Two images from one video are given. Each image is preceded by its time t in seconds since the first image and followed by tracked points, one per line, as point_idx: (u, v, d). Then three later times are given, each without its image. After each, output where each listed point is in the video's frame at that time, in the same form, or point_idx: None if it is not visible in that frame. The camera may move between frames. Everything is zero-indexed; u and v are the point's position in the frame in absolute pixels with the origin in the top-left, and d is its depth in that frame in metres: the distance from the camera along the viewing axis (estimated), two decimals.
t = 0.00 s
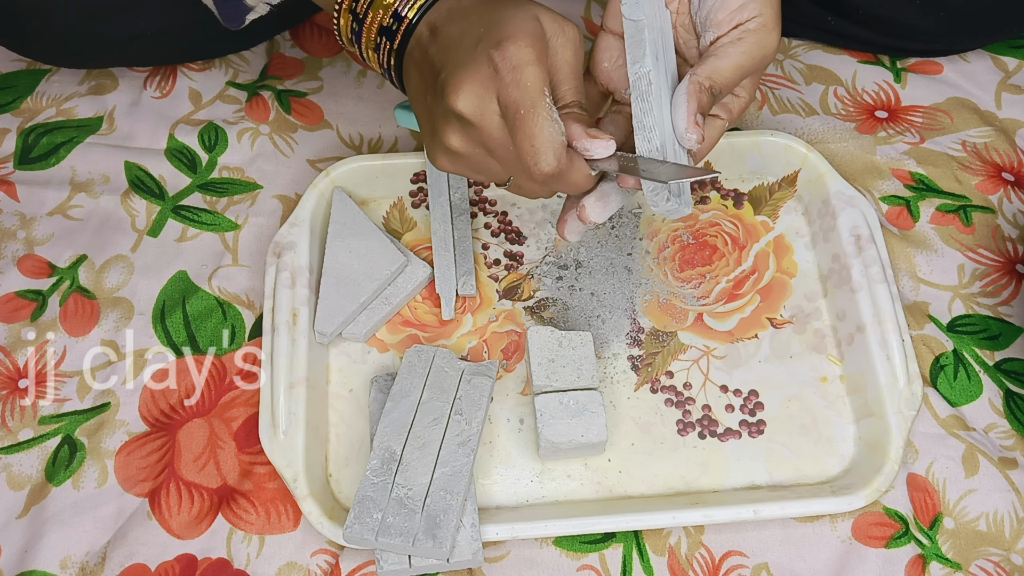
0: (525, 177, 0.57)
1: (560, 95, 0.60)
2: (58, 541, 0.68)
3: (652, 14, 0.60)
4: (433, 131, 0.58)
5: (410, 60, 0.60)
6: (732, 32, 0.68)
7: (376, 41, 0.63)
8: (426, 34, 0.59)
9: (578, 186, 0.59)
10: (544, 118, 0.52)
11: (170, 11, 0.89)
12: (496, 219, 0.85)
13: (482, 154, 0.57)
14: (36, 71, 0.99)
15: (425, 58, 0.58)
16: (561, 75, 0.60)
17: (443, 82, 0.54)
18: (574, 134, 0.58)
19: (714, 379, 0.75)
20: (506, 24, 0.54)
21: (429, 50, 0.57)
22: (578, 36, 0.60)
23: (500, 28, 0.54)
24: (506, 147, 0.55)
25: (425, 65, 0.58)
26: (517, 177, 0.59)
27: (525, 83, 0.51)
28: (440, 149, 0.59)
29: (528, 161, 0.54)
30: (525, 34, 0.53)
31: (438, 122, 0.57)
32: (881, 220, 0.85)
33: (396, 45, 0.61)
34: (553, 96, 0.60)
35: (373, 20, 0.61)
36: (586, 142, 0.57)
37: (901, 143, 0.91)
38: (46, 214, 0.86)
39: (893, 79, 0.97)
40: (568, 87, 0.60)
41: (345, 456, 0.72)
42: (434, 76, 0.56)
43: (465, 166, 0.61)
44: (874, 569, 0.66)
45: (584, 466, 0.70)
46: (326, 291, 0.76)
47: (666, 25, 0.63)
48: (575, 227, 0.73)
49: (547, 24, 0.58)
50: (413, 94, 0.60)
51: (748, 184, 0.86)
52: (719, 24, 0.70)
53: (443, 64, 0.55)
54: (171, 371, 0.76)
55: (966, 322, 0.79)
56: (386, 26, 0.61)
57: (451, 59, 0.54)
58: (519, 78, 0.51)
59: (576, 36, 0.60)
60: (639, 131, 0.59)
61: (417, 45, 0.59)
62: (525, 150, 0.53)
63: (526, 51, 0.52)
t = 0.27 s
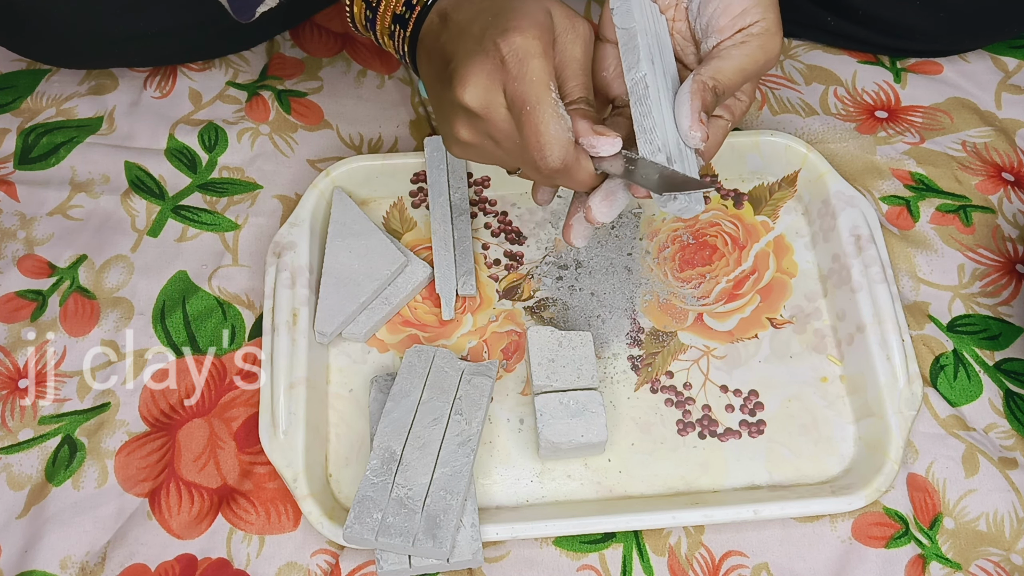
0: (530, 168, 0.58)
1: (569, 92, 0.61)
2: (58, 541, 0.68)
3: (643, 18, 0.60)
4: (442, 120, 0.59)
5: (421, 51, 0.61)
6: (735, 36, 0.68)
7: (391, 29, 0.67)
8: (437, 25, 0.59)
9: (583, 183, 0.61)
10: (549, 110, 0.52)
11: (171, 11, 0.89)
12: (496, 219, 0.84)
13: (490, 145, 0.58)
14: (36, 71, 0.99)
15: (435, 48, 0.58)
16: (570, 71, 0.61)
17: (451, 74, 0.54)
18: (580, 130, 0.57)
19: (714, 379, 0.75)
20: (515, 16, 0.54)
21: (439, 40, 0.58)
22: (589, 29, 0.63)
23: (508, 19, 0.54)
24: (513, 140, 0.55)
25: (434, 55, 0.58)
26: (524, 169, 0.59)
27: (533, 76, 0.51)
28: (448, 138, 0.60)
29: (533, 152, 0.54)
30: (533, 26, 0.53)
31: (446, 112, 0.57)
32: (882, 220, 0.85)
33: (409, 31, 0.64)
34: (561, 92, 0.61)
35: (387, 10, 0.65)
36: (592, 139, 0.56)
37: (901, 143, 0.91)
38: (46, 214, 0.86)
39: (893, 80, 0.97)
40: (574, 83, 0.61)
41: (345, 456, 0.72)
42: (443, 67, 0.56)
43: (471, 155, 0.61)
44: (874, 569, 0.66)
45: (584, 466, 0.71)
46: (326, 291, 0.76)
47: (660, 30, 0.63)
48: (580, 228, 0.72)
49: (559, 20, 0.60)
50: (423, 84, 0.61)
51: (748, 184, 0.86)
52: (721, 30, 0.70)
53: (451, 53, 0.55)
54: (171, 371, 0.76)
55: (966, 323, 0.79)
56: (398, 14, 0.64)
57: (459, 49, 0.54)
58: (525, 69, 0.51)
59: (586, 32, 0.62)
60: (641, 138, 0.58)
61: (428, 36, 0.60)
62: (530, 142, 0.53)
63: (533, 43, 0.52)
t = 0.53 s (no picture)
0: (531, 169, 0.58)
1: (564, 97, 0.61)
2: (58, 541, 0.68)
3: (643, 21, 0.60)
4: (443, 126, 0.60)
5: (415, 55, 0.61)
6: (728, 34, 0.68)
7: (382, 33, 0.67)
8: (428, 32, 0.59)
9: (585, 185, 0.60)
10: (546, 113, 0.53)
11: (171, 13, 0.88)
12: (496, 219, 0.84)
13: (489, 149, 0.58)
14: (36, 71, 0.99)
15: (427, 53, 0.59)
16: (564, 78, 0.61)
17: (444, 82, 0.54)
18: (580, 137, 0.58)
19: (714, 379, 0.75)
20: (503, 19, 0.54)
21: (433, 46, 0.58)
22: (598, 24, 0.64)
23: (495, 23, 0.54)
24: (511, 143, 0.56)
25: (428, 61, 0.58)
26: (525, 170, 0.60)
27: (524, 81, 0.51)
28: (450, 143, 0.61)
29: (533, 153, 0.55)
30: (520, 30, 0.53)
31: (444, 119, 0.58)
32: (881, 220, 0.85)
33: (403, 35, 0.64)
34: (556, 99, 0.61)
35: (378, 14, 0.66)
36: (592, 144, 0.58)
37: (901, 143, 0.91)
38: (46, 214, 0.86)
39: (893, 80, 0.97)
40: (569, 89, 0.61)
41: (345, 456, 0.72)
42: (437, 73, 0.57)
43: (474, 158, 0.62)
44: (874, 570, 0.66)
45: (584, 466, 0.71)
46: (326, 291, 0.76)
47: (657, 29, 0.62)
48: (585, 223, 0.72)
49: (550, 21, 0.59)
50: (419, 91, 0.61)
51: (748, 184, 0.86)
52: (715, 30, 0.70)
53: (443, 61, 0.56)
54: (171, 371, 0.76)
55: (966, 323, 0.79)
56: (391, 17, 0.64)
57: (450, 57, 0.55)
58: (516, 74, 0.51)
59: (580, 36, 0.61)
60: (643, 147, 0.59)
61: (420, 43, 0.60)
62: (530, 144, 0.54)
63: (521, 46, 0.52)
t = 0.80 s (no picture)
0: (532, 171, 0.59)
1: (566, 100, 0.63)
2: (58, 541, 0.68)
3: (651, 25, 0.61)
4: (441, 131, 0.59)
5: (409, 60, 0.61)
6: (730, 38, 0.69)
7: (377, 37, 0.64)
8: (420, 36, 0.59)
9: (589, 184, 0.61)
10: (548, 115, 0.53)
11: (174, 14, 0.89)
12: (496, 219, 0.84)
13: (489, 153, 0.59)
14: (36, 71, 0.99)
15: (422, 58, 0.58)
16: (564, 81, 0.62)
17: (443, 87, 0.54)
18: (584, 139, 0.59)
19: (714, 379, 0.75)
20: (498, 23, 0.54)
21: (427, 52, 0.58)
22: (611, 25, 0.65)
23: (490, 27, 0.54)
24: (512, 146, 0.56)
25: (423, 67, 0.58)
26: (525, 172, 0.60)
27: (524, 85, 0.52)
28: (449, 149, 0.61)
29: (536, 154, 0.56)
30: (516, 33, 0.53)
31: (443, 125, 0.58)
32: (882, 220, 0.85)
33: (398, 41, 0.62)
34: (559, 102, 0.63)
35: (372, 17, 0.63)
36: (596, 146, 0.59)
37: (901, 143, 0.91)
38: (46, 214, 0.86)
39: (893, 80, 0.97)
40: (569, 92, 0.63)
41: (345, 456, 0.72)
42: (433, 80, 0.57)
43: (474, 162, 0.62)
44: (874, 570, 0.66)
45: (584, 466, 0.71)
46: (326, 291, 0.76)
47: (660, 34, 0.62)
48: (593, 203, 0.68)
49: (545, 24, 0.59)
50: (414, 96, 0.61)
51: (748, 184, 0.86)
52: (716, 35, 0.71)
53: (439, 67, 0.55)
54: (171, 371, 0.76)
55: (966, 322, 0.79)
56: (385, 22, 0.62)
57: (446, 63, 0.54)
58: (517, 78, 0.52)
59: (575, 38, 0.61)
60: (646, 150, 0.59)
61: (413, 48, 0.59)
62: (534, 146, 0.55)
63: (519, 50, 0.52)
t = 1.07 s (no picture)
0: (539, 172, 0.59)
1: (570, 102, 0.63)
2: (58, 541, 0.68)
3: (666, 25, 0.62)
4: (447, 134, 0.60)
5: (411, 63, 0.60)
6: (737, 44, 0.70)
7: (378, 40, 0.64)
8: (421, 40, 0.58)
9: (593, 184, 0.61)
10: (554, 117, 0.53)
11: (175, 14, 0.89)
12: (496, 219, 0.84)
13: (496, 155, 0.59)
14: (36, 71, 0.99)
15: (425, 62, 0.58)
16: (568, 83, 0.62)
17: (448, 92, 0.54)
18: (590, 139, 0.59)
19: (714, 379, 0.75)
20: (501, 27, 0.54)
21: (429, 56, 0.57)
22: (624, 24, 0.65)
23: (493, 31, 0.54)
24: (519, 148, 0.57)
25: (426, 71, 0.58)
26: (531, 172, 0.61)
27: (531, 88, 0.52)
28: (457, 151, 0.61)
29: (543, 156, 0.56)
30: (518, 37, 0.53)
31: (449, 129, 0.58)
32: (881, 220, 0.85)
33: (399, 45, 0.61)
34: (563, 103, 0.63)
35: (372, 20, 0.62)
36: (602, 146, 0.58)
37: (901, 143, 0.91)
38: (47, 214, 0.86)
39: (893, 80, 0.97)
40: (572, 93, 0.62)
41: (345, 456, 0.72)
42: (437, 84, 0.56)
43: (481, 164, 0.62)
44: (874, 569, 0.66)
45: (584, 466, 0.71)
46: (326, 291, 0.76)
47: (673, 35, 0.62)
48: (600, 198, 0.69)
49: (547, 28, 0.59)
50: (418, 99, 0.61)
51: (747, 184, 0.86)
52: (723, 39, 0.71)
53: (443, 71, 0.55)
54: (171, 371, 0.76)
55: (966, 322, 0.79)
56: (385, 25, 0.61)
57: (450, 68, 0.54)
58: (522, 82, 0.52)
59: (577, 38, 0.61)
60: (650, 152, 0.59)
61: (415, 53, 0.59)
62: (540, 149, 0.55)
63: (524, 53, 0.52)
